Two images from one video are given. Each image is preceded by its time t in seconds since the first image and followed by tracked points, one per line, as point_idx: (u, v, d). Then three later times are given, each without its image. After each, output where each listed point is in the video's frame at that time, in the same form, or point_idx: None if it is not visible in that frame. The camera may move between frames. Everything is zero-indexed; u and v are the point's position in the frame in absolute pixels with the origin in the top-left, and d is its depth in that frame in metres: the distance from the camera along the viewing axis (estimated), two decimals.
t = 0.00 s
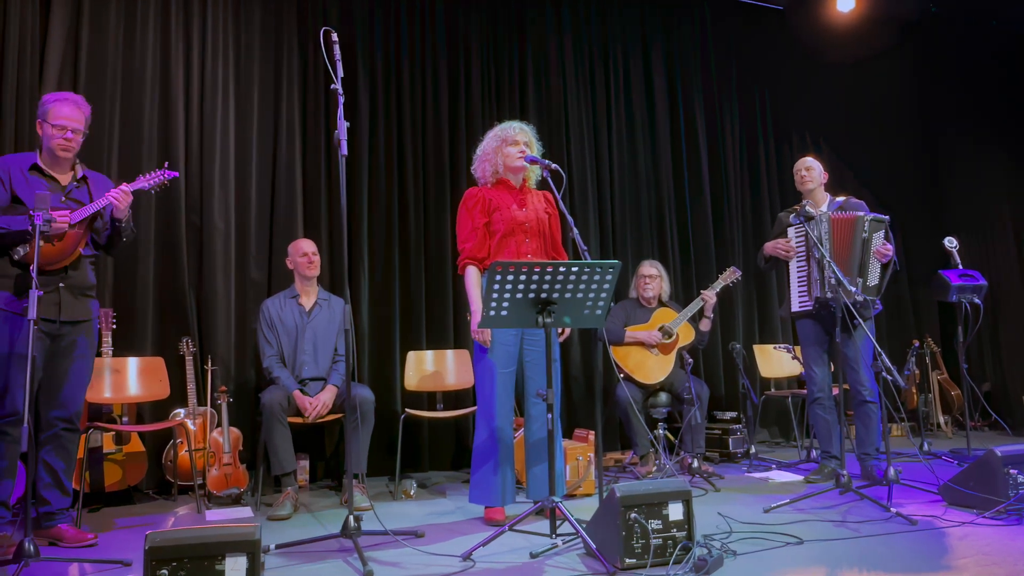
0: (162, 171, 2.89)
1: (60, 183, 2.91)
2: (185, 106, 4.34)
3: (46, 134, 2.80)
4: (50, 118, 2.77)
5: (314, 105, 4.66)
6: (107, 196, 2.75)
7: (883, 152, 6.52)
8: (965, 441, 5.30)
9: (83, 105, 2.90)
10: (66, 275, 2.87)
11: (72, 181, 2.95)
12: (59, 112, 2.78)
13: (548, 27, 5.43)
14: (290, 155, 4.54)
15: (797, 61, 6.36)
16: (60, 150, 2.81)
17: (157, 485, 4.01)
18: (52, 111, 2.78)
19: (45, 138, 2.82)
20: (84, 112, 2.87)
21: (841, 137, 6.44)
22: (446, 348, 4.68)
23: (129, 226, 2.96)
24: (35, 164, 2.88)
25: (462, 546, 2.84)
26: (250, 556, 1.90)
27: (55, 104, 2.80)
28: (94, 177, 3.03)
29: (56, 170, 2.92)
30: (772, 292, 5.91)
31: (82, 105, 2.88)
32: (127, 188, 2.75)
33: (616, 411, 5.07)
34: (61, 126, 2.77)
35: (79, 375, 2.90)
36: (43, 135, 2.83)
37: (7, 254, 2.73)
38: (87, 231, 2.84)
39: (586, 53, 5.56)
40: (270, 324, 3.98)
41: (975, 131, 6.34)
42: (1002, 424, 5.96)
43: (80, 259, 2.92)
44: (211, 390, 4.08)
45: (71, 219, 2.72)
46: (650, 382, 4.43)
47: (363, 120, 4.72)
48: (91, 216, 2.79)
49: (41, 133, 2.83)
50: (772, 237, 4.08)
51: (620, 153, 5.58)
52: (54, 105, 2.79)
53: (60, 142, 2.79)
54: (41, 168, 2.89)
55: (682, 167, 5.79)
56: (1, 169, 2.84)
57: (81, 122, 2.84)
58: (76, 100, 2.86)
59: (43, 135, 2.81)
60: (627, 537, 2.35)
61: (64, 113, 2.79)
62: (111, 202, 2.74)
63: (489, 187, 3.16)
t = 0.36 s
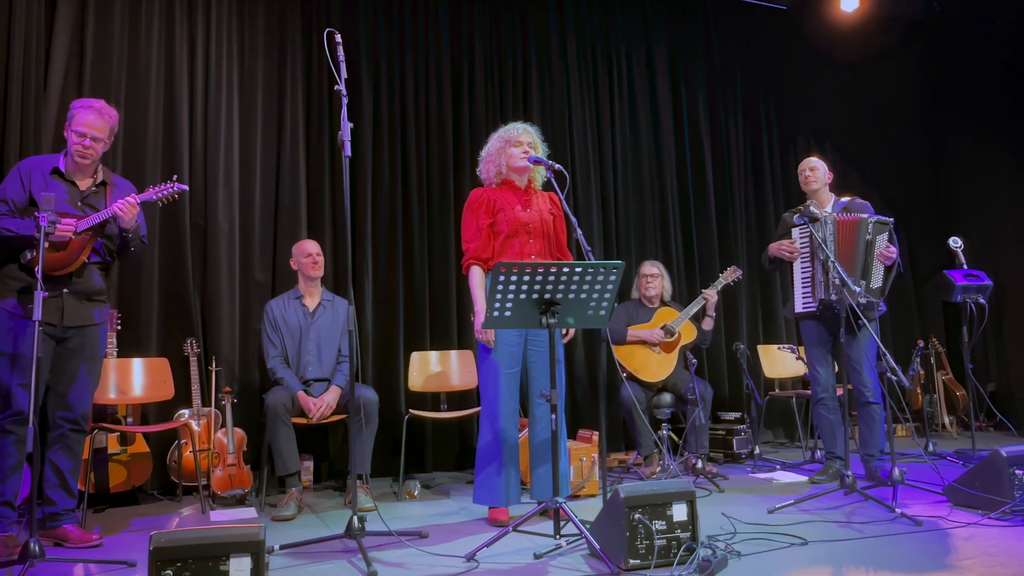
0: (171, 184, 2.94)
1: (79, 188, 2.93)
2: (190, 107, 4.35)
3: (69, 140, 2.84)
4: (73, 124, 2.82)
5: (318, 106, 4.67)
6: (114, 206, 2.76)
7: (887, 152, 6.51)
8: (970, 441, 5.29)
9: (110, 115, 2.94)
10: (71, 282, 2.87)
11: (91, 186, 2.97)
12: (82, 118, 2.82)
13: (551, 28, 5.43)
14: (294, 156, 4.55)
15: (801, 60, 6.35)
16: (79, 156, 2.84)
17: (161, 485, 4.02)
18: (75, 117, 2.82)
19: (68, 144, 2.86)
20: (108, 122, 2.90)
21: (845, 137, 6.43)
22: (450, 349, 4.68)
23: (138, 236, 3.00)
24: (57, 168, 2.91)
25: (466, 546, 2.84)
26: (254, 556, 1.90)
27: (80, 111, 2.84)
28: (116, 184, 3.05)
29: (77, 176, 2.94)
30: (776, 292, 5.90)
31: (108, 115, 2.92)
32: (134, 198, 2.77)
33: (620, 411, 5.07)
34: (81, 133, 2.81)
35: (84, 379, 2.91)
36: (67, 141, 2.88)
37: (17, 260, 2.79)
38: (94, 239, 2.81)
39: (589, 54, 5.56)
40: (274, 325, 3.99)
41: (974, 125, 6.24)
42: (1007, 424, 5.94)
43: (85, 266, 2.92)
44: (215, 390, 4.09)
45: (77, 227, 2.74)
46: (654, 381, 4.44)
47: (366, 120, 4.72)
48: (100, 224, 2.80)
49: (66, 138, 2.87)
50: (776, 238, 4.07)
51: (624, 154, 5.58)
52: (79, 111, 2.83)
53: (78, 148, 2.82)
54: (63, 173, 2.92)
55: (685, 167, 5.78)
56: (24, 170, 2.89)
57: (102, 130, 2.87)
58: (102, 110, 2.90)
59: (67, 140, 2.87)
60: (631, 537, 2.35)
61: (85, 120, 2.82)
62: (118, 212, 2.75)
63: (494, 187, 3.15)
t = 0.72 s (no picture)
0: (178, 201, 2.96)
1: (96, 195, 2.96)
2: (198, 110, 4.36)
3: (92, 148, 2.87)
4: (97, 134, 2.84)
5: (325, 108, 4.68)
6: (120, 219, 2.76)
7: (894, 152, 6.49)
8: (979, 443, 5.26)
9: (135, 127, 2.94)
10: (76, 286, 2.89)
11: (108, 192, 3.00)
12: (105, 131, 2.83)
13: (557, 29, 5.44)
14: (301, 158, 4.56)
15: (808, 60, 6.34)
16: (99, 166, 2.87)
17: (170, 487, 4.04)
18: (99, 128, 2.84)
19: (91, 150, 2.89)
20: (131, 136, 2.90)
21: (852, 137, 6.41)
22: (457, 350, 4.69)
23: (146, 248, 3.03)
24: (77, 173, 2.93)
25: (474, 547, 2.84)
26: (262, 557, 1.90)
27: (105, 122, 2.86)
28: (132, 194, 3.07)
29: (97, 183, 2.98)
30: (784, 292, 5.89)
31: (132, 128, 2.92)
32: (140, 212, 2.77)
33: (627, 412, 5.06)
34: (101, 145, 2.83)
35: (91, 384, 2.92)
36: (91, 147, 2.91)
37: (26, 264, 2.81)
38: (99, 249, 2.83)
39: (595, 55, 5.56)
40: (281, 327, 4.00)
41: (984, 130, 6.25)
42: (1018, 425, 5.90)
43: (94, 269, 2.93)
44: (223, 391, 4.10)
45: (84, 236, 2.76)
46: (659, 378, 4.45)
47: (373, 123, 4.73)
48: (107, 233, 2.82)
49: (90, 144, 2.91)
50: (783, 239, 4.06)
51: (631, 155, 5.58)
52: (104, 123, 2.85)
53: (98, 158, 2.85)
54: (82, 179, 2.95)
55: (692, 169, 5.78)
56: (45, 172, 2.92)
57: (123, 144, 2.87)
58: (127, 121, 2.91)
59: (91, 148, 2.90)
60: (639, 539, 2.34)
61: (107, 132, 2.84)
62: (124, 225, 2.76)
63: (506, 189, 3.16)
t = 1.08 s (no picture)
0: (187, 187, 2.94)
1: (105, 194, 2.97)
2: (204, 113, 4.37)
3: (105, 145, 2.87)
4: (110, 130, 2.84)
5: (331, 110, 4.68)
6: (129, 211, 2.75)
7: (904, 152, 6.44)
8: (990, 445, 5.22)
9: (146, 124, 2.96)
10: (84, 287, 2.88)
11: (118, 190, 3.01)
12: (121, 126, 2.84)
13: (564, 29, 5.42)
14: (307, 160, 4.55)
15: (816, 59, 6.30)
16: (112, 162, 2.86)
17: (177, 489, 4.04)
18: (114, 124, 2.84)
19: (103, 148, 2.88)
20: (144, 132, 2.91)
21: (860, 137, 6.37)
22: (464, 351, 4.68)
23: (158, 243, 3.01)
24: (87, 173, 2.95)
25: (481, 551, 2.83)
26: (269, 558, 1.90)
27: (118, 119, 2.86)
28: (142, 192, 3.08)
29: (106, 181, 2.99)
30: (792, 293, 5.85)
31: (145, 125, 2.93)
32: (151, 202, 2.75)
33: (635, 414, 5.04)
34: (117, 139, 2.83)
35: (100, 386, 2.92)
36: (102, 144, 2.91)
37: (39, 262, 2.82)
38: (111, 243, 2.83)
39: (602, 56, 5.54)
40: (287, 329, 4.00)
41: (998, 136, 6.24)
42: None
43: (102, 271, 2.93)
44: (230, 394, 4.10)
45: (96, 230, 2.75)
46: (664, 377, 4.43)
47: (379, 124, 4.72)
48: (117, 228, 2.81)
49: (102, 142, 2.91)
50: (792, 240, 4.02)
51: (638, 156, 5.56)
52: (117, 119, 2.85)
53: (112, 154, 2.85)
54: (92, 177, 2.95)
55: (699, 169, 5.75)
56: (53, 172, 2.91)
57: (138, 140, 2.88)
58: (139, 119, 2.92)
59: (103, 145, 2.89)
60: (646, 542, 2.32)
61: (124, 127, 2.84)
62: (134, 216, 2.74)
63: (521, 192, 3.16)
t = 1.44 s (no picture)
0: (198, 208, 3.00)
1: (102, 201, 2.96)
2: (208, 115, 4.35)
3: (103, 152, 2.86)
4: (110, 139, 2.83)
5: (335, 112, 4.66)
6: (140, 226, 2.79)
7: (915, 152, 6.37)
8: (1003, 449, 5.15)
9: (146, 135, 2.95)
10: (85, 290, 2.86)
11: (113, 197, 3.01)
12: (122, 137, 2.83)
13: (569, 30, 5.38)
14: (312, 163, 4.53)
15: (824, 59, 6.24)
16: (109, 170, 2.86)
17: (181, 493, 4.02)
18: (114, 133, 2.83)
19: (100, 154, 2.87)
20: (144, 142, 2.91)
21: (869, 138, 6.31)
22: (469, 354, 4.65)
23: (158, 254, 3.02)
24: (82, 177, 2.93)
25: (486, 556, 2.79)
26: (273, 563, 1.86)
27: (119, 127, 2.85)
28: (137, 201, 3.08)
29: (101, 185, 2.97)
30: (801, 295, 5.80)
31: (144, 134, 2.92)
32: (163, 219, 2.80)
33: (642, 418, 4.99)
34: (115, 150, 2.82)
35: (102, 389, 2.90)
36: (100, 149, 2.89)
37: (36, 265, 2.79)
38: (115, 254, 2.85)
39: (608, 56, 5.51)
40: (291, 332, 3.97)
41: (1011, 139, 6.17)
42: None
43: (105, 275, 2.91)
44: (234, 397, 4.08)
45: (103, 243, 2.76)
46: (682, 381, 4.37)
47: (384, 126, 4.70)
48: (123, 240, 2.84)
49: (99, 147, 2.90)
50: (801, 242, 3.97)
51: (644, 157, 5.52)
52: (117, 128, 2.84)
53: (108, 163, 2.84)
54: (88, 182, 2.93)
55: (707, 170, 5.71)
56: (49, 173, 2.88)
57: (136, 151, 2.87)
58: (139, 128, 2.90)
59: (100, 151, 2.88)
60: (654, 547, 2.27)
61: (123, 138, 2.83)
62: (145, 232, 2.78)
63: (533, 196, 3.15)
